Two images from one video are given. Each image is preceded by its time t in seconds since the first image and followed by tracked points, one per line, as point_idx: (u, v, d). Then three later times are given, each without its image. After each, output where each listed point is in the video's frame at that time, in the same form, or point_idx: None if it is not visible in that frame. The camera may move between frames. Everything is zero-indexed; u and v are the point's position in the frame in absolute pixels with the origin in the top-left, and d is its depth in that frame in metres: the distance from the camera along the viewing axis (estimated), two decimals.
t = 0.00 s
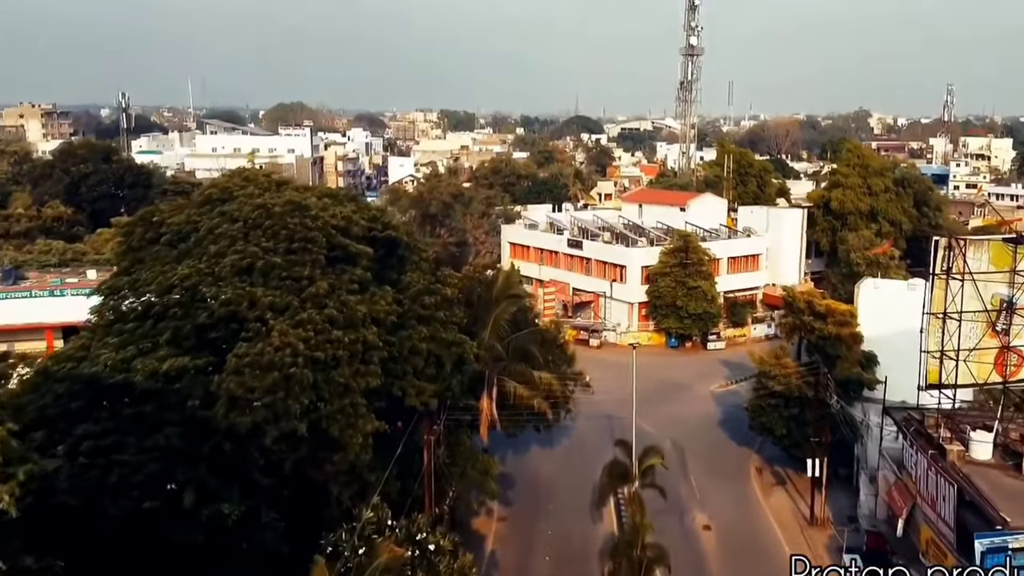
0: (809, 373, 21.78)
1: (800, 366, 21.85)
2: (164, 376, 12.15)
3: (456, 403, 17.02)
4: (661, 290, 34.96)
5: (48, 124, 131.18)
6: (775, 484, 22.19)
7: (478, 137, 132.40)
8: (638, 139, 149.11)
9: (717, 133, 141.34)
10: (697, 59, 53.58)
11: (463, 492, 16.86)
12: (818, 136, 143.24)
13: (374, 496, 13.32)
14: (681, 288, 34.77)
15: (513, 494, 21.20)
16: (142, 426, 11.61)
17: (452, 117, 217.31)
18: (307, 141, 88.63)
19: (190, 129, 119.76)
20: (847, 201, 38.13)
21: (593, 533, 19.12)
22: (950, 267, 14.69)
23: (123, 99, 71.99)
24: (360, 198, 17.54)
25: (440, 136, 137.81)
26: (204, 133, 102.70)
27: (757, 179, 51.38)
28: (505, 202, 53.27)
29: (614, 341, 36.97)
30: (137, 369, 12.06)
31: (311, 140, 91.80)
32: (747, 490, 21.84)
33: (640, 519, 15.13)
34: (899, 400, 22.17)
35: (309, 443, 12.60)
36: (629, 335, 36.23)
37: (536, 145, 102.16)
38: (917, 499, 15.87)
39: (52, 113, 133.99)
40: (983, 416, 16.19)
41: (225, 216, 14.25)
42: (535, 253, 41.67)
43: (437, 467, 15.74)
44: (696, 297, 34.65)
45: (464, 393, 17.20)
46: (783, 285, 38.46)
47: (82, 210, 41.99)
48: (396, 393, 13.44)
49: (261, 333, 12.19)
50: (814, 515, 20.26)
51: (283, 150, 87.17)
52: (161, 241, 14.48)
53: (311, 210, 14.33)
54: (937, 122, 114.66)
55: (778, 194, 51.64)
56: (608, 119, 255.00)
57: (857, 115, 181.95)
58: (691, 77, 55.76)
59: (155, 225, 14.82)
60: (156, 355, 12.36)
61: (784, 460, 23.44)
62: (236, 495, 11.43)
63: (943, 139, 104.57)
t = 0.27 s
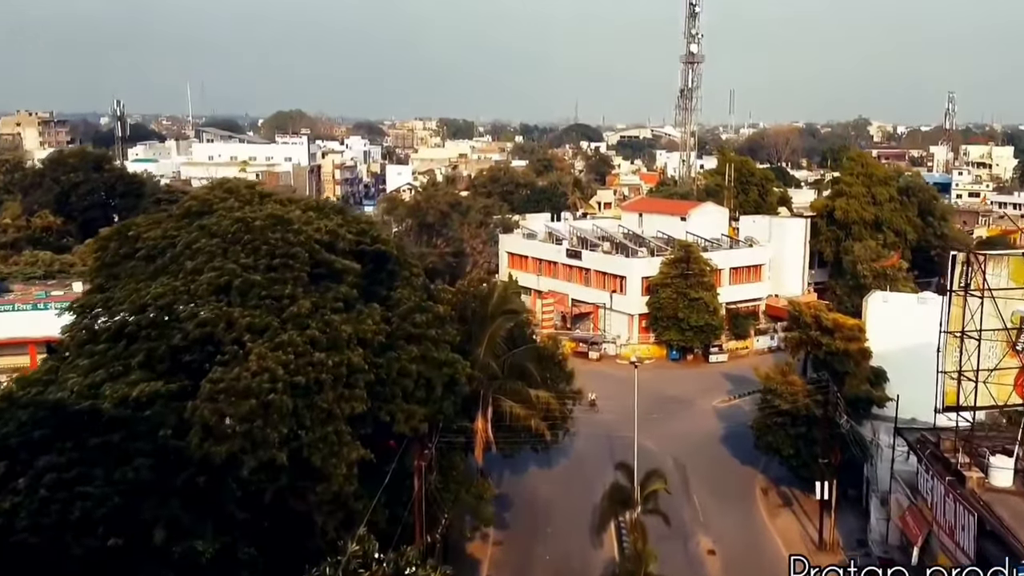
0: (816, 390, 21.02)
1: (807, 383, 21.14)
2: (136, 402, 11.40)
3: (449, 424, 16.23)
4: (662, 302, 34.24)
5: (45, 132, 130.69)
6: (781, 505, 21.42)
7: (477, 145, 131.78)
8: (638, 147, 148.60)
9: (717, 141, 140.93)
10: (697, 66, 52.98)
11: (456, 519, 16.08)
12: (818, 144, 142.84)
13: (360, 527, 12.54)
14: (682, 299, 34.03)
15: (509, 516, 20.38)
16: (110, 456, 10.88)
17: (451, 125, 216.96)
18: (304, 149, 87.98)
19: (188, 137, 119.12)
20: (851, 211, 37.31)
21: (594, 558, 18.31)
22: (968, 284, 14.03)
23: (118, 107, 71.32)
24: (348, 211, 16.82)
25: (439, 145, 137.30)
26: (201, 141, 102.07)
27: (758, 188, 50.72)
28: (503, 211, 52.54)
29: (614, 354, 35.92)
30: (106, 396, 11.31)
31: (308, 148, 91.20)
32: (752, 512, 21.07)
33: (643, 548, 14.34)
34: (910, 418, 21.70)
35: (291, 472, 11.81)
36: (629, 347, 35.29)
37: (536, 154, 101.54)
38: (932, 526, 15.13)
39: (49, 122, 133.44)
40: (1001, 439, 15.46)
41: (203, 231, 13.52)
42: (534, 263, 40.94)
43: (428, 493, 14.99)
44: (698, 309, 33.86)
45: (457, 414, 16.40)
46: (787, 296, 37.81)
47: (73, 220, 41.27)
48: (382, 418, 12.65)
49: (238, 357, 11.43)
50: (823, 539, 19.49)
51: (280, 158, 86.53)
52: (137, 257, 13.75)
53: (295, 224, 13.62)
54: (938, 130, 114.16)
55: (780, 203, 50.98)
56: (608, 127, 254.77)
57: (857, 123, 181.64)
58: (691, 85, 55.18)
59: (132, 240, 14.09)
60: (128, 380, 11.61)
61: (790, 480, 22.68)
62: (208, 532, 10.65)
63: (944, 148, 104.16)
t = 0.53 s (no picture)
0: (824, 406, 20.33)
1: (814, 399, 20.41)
2: (107, 428, 10.77)
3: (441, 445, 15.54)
4: (662, 312, 33.58)
5: (42, 139, 130.21)
6: (787, 525, 20.73)
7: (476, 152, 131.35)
8: (637, 155, 148.21)
9: (717, 149, 140.47)
10: (697, 73, 52.46)
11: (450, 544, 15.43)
12: (818, 151, 142.47)
13: (347, 557, 11.88)
14: (684, 309, 33.36)
15: (505, 536, 19.65)
16: (79, 485, 10.29)
17: (450, 133, 216.67)
18: (302, 157, 87.40)
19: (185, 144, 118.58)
20: (855, 220, 36.62)
21: None
22: (988, 298, 14.06)
23: (113, 114, 70.75)
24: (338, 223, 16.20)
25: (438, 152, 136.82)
26: (197, 148, 101.48)
27: (759, 196, 50.17)
28: (502, 219, 51.91)
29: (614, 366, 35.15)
30: (75, 420, 10.67)
31: (306, 156, 90.64)
32: (757, 532, 20.37)
33: None
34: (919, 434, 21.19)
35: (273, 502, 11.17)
36: (629, 358, 34.65)
37: (535, 161, 101.04)
38: (947, 551, 14.44)
39: (46, 129, 132.90)
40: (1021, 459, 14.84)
41: (182, 245, 12.90)
42: (532, 273, 40.30)
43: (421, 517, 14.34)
44: (699, 320, 33.15)
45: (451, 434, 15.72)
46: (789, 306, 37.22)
47: (64, 229, 40.62)
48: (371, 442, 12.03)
49: (216, 379, 10.77)
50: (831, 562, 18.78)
51: (278, 166, 85.96)
52: (113, 272, 13.15)
53: (278, 237, 12.98)
54: (938, 137, 113.77)
55: (781, 211, 50.41)
56: (607, 134, 254.58)
57: (856, 130, 181.39)
58: (691, 92, 54.68)
59: (107, 254, 13.46)
60: (99, 404, 10.97)
61: (796, 498, 22.01)
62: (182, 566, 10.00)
63: (945, 155, 103.72)
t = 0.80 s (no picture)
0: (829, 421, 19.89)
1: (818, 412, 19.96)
2: (80, 451, 10.37)
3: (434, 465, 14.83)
4: (662, 321, 33.10)
5: (40, 145, 129.84)
6: (792, 542, 20.12)
7: (475, 159, 131.02)
8: (636, 161, 147.90)
9: (717, 155, 140.17)
10: (697, 79, 52.05)
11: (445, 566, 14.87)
12: (817, 157, 142.20)
13: None
14: (684, 318, 32.81)
15: (502, 555, 19.01)
16: (50, 512, 9.93)
17: (449, 139, 216.51)
18: (299, 163, 86.96)
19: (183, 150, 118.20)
20: (858, 227, 36.15)
21: None
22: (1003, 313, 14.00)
23: (109, 120, 70.35)
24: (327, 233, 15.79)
25: (437, 158, 136.47)
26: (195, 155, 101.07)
27: (760, 203, 49.70)
28: (500, 226, 51.40)
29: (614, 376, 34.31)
30: (46, 442, 10.34)
31: (303, 162, 90.24)
32: (762, 550, 19.75)
33: None
34: (926, 448, 20.70)
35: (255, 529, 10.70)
36: (630, 367, 34.03)
37: (533, 167, 100.63)
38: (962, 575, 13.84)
39: (44, 135, 132.51)
40: None
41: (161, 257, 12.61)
42: (530, 280, 39.78)
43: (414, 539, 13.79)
44: (700, 329, 32.65)
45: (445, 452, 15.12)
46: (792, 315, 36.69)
47: (56, 237, 40.14)
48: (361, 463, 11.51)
49: (194, 400, 10.31)
50: None
51: (275, 173, 85.54)
52: (91, 285, 12.99)
53: (263, 248, 12.65)
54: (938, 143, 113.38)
55: (782, 218, 49.92)
56: (606, 141, 254.41)
57: (856, 136, 181.21)
58: (691, 98, 54.26)
59: (86, 266, 13.33)
60: (72, 426, 10.63)
61: (802, 514, 21.40)
62: None
63: (945, 162, 103.37)
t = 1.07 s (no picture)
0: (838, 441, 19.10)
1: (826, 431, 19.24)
2: (39, 486, 10.02)
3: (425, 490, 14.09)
4: (664, 333, 32.26)
5: (36, 154, 129.09)
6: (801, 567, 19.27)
7: (473, 167, 130.30)
8: (636, 169, 147.26)
9: (717, 164, 139.58)
10: (698, 87, 51.45)
11: None
12: (817, 166, 141.61)
13: None
14: (686, 331, 31.98)
15: None
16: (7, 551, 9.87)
17: (448, 147, 216.12)
18: (297, 172, 86.29)
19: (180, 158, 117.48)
20: (863, 237, 35.43)
21: None
22: None
23: (104, 128, 69.69)
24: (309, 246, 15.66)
25: (436, 167, 135.78)
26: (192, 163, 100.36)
27: (762, 212, 49.03)
28: (498, 236, 50.73)
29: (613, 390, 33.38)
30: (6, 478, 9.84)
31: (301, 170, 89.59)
32: None
33: None
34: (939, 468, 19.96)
35: (226, 566, 10.30)
36: (630, 381, 33.19)
37: (533, 176, 99.96)
38: None
39: (41, 143, 131.78)
40: None
41: (132, 275, 12.77)
42: (528, 291, 39.03)
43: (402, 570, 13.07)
44: (703, 342, 31.74)
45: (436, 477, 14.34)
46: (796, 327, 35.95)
47: (45, 246, 39.45)
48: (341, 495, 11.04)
49: (161, 431, 10.12)
50: None
51: (272, 181, 84.88)
52: (56, 304, 12.98)
53: (238, 265, 12.80)
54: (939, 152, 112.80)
55: (784, 227, 49.23)
56: (605, 149, 253.98)
57: (855, 144, 180.83)
58: (692, 106, 53.66)
59: (53, 284, 13.42)
60: (32, 457, 10.19)
61: (810, 537, 20.57)
62: None
63: (946, 170, 102.70)
